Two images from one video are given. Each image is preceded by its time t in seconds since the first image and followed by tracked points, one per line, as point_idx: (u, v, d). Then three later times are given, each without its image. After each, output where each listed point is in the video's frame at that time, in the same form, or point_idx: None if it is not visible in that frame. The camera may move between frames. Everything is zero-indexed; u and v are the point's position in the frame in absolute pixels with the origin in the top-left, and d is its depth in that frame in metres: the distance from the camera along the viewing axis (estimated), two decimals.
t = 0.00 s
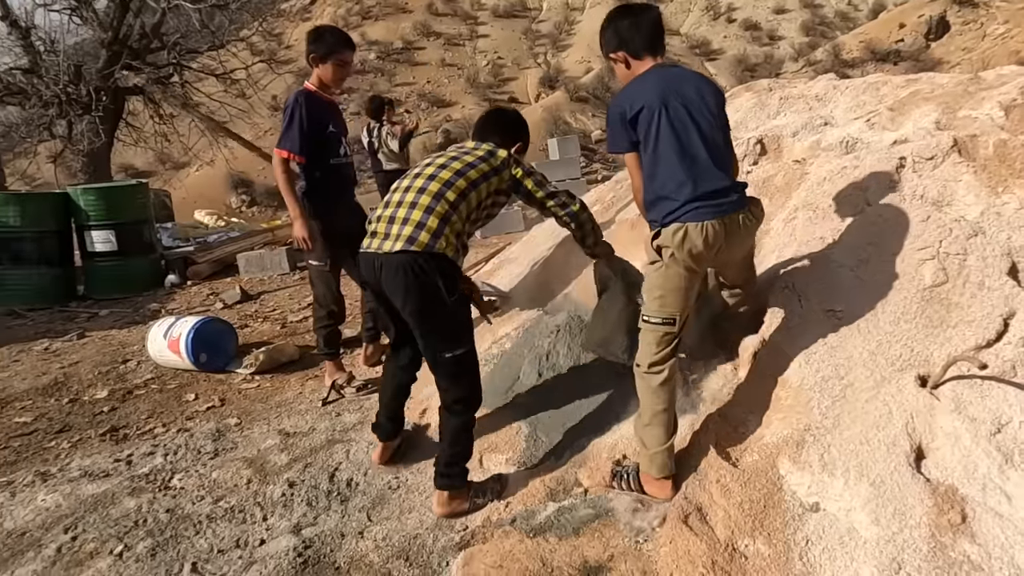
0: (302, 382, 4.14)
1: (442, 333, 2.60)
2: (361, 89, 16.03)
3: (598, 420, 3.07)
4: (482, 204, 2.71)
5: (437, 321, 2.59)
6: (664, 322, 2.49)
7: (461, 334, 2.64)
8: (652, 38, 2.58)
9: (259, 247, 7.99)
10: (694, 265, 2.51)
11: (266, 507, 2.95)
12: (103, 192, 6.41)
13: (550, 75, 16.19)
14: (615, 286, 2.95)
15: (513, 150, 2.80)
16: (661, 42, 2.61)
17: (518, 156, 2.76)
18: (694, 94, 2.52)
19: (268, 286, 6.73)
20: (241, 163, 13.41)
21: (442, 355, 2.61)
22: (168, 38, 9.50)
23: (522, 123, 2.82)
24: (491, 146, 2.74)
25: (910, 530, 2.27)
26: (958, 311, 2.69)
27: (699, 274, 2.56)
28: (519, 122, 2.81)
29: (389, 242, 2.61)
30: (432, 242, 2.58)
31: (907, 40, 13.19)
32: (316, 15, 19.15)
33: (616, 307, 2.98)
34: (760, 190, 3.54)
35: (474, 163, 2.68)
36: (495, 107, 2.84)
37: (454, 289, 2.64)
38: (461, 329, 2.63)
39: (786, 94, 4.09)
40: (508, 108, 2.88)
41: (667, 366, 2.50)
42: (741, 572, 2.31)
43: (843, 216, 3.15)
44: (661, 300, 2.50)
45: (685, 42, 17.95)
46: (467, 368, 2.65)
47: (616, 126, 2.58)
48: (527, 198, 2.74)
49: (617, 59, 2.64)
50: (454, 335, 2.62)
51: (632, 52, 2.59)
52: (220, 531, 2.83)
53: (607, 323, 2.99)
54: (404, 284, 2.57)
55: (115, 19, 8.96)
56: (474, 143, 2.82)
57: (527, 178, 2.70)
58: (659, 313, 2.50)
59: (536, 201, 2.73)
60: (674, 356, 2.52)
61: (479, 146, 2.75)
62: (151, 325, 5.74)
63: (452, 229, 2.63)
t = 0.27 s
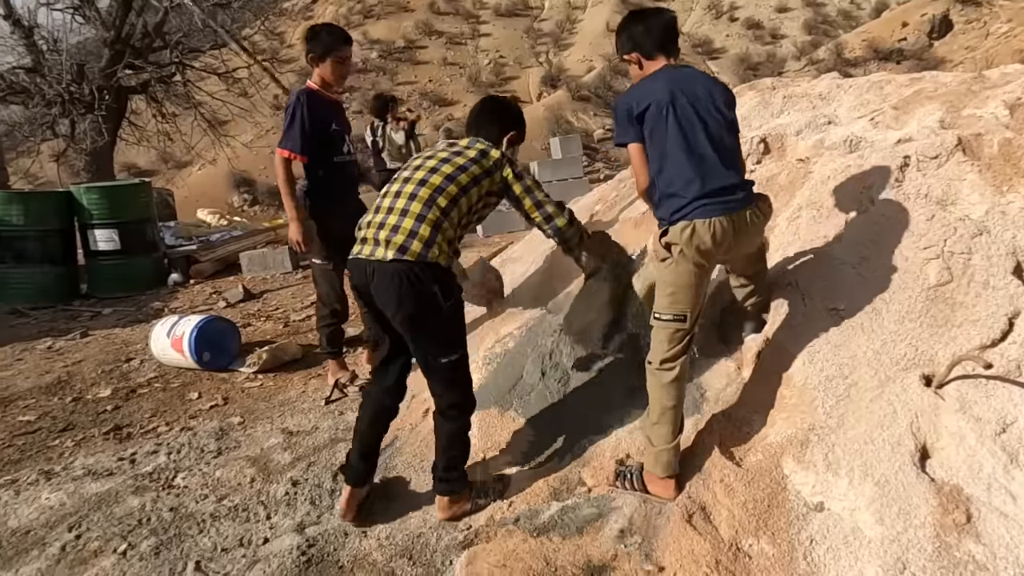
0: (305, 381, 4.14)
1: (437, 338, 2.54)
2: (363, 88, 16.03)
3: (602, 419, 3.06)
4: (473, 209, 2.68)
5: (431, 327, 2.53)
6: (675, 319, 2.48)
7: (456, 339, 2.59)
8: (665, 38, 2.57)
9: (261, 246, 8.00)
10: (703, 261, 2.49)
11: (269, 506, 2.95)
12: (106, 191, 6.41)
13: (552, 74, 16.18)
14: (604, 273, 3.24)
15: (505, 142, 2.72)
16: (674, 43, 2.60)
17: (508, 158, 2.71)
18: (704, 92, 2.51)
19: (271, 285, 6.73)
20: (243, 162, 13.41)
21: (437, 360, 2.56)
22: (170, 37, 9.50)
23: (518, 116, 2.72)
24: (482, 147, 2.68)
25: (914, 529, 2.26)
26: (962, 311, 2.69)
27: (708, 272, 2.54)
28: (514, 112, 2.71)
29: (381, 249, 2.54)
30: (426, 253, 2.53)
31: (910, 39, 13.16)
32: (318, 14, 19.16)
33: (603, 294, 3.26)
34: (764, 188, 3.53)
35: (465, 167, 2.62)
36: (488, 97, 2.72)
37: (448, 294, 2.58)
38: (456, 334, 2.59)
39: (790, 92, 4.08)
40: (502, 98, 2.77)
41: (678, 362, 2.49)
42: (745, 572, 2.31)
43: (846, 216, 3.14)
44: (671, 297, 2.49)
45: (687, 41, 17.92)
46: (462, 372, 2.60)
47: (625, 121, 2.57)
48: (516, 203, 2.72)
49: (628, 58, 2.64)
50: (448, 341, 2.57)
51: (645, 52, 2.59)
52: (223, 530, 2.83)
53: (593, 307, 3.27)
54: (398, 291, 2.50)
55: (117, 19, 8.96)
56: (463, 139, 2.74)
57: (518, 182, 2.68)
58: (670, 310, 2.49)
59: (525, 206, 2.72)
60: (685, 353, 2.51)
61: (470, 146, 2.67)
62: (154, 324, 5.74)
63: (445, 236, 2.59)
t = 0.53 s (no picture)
0: (307, 379, 4.14)
1: (426, 341, 2.50)
2: (364, 87, 16.03)
3: (603, 422, 3.08)
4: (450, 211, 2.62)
5: (420, 330, 2.48)
6: (674, 316, 2.47)
7: (445, 340, 2.55)
8: (681, 33, 2.56)
9: (263, 244, 8.01)
10: (700, 258, 2.49)
11: (272, 504, 2.95)
12: (108, 190, 6.42)
13: (554, 72, 16.16)
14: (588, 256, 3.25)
15: (481, 145, 2.73)
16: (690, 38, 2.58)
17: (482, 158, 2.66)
18: (713, 90, 2.49)
19: (273, 283, 6.73)
20: (245, 161, 13.42)
21: (432, 363, 2.52)
22: (173, 36, 9.49)
23: (493, 120, 2.76)
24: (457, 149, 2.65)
25: (918, 529, 2.26)
26: (966, 309, 2.68)
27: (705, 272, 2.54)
28: (484, 116, 2.74)
29: (360, 257, 2.49)
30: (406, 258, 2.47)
31: (913, 37, 13.14)
32: (319, 12, 19.15)
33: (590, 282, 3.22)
34: (767, 186, 3.52)
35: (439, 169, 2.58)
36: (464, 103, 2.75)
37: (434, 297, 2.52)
38: (445, 335, 2.55)
39: (793, 91, 4.07)
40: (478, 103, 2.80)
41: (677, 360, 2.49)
42: (748, 571, 2.31)
43: (849, 214, 3.13)
44: (672, 295, 2.49)
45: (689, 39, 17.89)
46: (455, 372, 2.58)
47: (631, 115, 2.56)
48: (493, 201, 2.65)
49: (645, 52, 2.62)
50: (438, 343, 2.52)
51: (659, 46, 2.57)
52: (226, 528, 2.83)
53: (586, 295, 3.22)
54: (385, 296, 2.45)
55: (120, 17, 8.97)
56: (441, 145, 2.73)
57: (493, 180, 2.62)
58: (670, 307, 2.49)
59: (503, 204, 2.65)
60: (686, 352, 2.50)
61: (444, 150, 2.64)
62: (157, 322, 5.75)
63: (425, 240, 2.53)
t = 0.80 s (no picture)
0: (309, 377, 4.14)
1: (415, 340, 2.49)
2: (366, 86, 16.02)
3: (603, 418, 3.06)
4: (437, 207, 2.61)
5: (408, 329, 2.48)
6: (679, 315, 2.46)
7: (435, 338, 2.55)
8: (687, 32, 2.56)
9: (265, 243, 8.01)
10: (706, 256, 2.50)
11: (274, 502, 2.95)
12: (110, 188, 6.42)
13: (555, 71, 16.15)
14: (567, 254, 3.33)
15: (470, 143, 2.74)
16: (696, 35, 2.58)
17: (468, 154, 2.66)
18: (719, 86, 2.50)
19: (274, 282, 6.73)
20: (246, 159, 13.42)
21: (423, 362, 2.52)
22: (174, 34, 9.48)
23: (481, 119, 2.76)
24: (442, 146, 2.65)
25: (921, 527, 2.26)
26: (969, 308, 2.67)
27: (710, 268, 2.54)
28: (474, 115, 2.75)
29: (347, 255, 2.49)
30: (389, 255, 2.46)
31: (915, 35, 13.12)
32: (321, 11, 19.14)
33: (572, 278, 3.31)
34: (769, 185, 3.52)
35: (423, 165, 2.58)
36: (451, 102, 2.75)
37: (420, 295, 2.52)
38: (435, 333, 2.55)
39: (795, 89, 4.06)
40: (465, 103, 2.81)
41: (680, 359, 2.48)
42: (751, 569, 2.31)
43: (852, 212, 3.12)
44: (676, 293, 2.48)
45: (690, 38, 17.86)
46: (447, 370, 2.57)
47: (636, 109, 2.54)
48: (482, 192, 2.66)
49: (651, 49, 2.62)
50: (428, 341, 2.52)
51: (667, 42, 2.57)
52: (228, 526, 2.84)
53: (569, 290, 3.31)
54: (372, 296, 2.45)
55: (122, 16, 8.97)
56: (428, 145, 2.75)
57: (481, 176, 2.62)
58: (675, 306, 2.47)
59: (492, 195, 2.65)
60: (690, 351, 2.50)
61: (429, 148, 2.65)
62: (159, 320, 5.75)
63: (411, 236, 2.51)
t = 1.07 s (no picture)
0: (310, 376, 4.14)
1: (424, 335, 2.49)
2: (367, 85, 16.02)
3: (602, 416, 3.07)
4: (445, 205, 2.60)
5: (417, 324, 2.48)
6: (688, 314, 2.46)
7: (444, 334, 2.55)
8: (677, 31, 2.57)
9: (266, 241, 8.01)
10: (717, 254, 2.49)
11: (275, 500, 2.95)
12: (112, 186, 6.42)
13: (556, 69, 16.13)
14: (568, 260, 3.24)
15: (480, 142, 2.70)
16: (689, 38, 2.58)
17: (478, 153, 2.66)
18: (723, 84, 2.50)
19: (276, 280, 6.73)
20: (248, 158, 13.42)
21: (431, 357, 2.52)
22: (175, 32, 9.47)
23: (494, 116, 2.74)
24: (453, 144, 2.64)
25: (922, 525, 2.25)
26: (972, 306, 2.67)
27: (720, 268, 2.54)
28: (486, 112, 2.71)
29: (359, 250, 2.49)
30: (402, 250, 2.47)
31: (917, 34, 13.10)
32: (322, 10, 19.14)
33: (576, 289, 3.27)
34: (771, 182, 3.51)
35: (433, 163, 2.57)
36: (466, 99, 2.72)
37: (428, 289, 2.52)
38: (444, 328, 2.55)
39: (797, 87, 4.05)
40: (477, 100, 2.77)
41: (687, 359, 2.49)
42: (752, 568, 2.30)
43: (854, 210, 3.12)
44: (686, 292, 2.47)
45: (692, 36, 17.83)
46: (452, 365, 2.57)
47: (640, 108, 2.50)
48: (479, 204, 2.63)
49: (646, 47, 2.57)
50: (437, 337, 2.52)
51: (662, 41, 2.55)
52: (229, 524, 2.84)
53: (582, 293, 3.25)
54: (383, 290, 2.45)
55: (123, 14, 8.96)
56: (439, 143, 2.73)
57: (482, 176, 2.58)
58: (684, 305, 2.47)
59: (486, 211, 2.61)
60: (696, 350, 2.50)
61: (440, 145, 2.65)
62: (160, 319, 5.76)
63: (421, 232, 2.52)
